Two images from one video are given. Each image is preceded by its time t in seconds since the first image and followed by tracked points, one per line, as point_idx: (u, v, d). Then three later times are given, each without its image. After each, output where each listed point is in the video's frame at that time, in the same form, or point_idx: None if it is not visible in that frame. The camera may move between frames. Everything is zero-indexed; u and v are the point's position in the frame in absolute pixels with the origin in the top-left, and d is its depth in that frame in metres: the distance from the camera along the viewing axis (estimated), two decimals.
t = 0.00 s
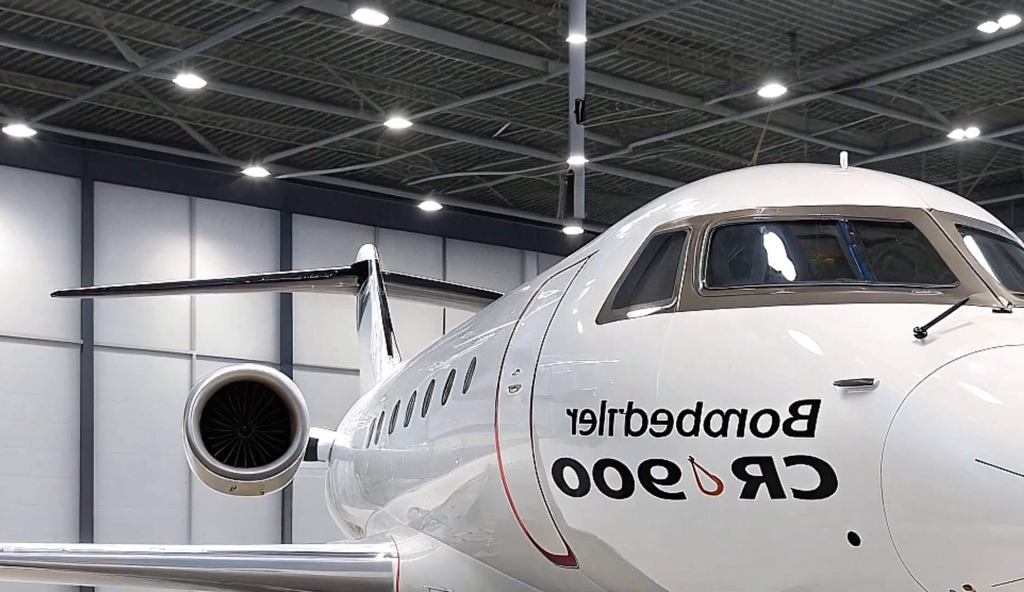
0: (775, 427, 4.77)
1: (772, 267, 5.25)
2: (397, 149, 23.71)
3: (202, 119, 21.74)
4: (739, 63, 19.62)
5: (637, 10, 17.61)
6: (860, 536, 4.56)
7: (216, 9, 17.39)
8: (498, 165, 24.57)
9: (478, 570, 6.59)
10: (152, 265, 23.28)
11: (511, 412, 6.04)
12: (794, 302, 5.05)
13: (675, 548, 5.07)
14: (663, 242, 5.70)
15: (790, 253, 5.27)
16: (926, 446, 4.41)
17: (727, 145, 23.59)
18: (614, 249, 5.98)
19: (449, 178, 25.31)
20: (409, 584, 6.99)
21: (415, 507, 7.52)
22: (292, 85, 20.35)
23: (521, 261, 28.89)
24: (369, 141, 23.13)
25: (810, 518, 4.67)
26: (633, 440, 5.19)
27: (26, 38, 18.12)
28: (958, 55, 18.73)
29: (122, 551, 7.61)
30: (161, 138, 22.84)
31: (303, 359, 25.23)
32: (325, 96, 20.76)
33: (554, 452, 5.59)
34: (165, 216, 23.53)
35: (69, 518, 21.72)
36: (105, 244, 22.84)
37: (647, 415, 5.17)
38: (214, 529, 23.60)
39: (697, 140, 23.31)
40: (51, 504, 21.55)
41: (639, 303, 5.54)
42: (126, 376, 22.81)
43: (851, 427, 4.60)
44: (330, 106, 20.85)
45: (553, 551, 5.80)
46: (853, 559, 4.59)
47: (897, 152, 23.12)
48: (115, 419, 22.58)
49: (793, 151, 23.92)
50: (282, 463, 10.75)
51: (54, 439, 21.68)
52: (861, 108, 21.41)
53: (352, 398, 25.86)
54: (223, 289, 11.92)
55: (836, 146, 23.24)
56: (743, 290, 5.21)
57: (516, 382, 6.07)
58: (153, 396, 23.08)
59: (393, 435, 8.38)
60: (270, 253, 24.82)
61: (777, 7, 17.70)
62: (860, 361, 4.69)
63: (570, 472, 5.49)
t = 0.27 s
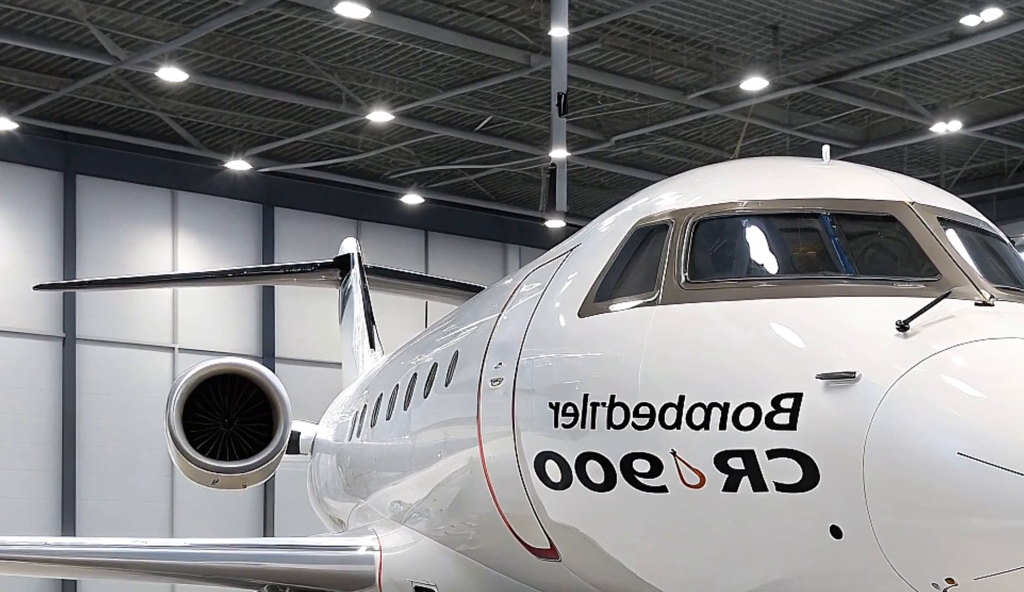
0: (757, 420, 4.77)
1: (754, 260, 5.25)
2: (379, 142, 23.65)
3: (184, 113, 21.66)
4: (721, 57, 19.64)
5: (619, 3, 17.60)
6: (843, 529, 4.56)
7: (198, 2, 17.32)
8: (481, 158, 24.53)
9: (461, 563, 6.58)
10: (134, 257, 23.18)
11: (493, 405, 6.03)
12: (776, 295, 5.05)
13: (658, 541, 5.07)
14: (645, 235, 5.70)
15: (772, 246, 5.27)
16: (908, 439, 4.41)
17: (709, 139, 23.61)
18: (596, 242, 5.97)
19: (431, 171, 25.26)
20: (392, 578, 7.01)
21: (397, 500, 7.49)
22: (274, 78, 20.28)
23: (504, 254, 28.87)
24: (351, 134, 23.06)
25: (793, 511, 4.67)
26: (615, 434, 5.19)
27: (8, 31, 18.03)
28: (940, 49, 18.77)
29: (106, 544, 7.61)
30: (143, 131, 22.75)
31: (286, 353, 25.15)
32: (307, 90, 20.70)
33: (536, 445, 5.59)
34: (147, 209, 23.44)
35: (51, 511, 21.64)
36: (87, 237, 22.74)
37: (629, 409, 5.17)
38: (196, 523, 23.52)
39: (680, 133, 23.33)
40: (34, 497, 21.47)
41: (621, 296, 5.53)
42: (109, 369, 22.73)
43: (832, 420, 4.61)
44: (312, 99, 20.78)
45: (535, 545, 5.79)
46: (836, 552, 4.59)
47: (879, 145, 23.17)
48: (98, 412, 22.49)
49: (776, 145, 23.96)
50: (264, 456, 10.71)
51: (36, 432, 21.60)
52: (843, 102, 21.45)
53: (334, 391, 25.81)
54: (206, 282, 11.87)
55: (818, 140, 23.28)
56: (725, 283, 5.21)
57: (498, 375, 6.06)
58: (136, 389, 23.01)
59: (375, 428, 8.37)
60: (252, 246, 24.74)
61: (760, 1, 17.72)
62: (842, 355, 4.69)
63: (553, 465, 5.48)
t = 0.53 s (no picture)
0: (739, 413, 4.76)
1: (736, 253, 5.25)
2: (362, 135, 23.59)
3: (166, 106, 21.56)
4: (703, 50, 19.65)
5: None
6: (825, 522, 4.56)
7: None
8: (463, 151, 24.49)
9: (442, 556, 6.58)
10: (115, 251, 23.12)
11: (475, 398, 6.01)
12: (758, 288, 5.05)
13: (641, 534, 5.07)
14: (627, 229, 5.69)
15: (754, 240, 5.27)
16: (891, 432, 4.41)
17: (691, 132, 23.63)
18: (579, 235, 5.97)
19: (413, 164, 25.21)
20: (374, 572, 7.04)
21: (379, 494, 7.46)
22: (256, 71, 20.21)
23: (486, 247, 28.84)
24: (334, 127, 23.00)
25: (775, 504, 4.67)
26: (597, 427, 5.18)
27: None
28: (922, 42, 18.81)
29: (89, 538, 7.59)
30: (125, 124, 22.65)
31: (268, 346, 25.08)
32: (290, 83, 20.62)
33: (518, 438, 5.58)
34: (129, 202, 23.35)
35: (33, 504, 21.55)
36: (68, 230, 22.65)
37: (611, 402, 5.16)
38: (179, 516, 23.45)
39: (662, 126, 23.34)
40: (16, 490, 21.37)
41: (604, 289, 5.52)
42: (91, 362, 22.65)
43: (815, 413, 4.60)
44: (294, 92, 20.71)
45: (517, 538, 5.79)
46: (819, 546, 4.59)
47: (861, 138, 23.22)
48: (80, 405, 22.41)
49: (757, 138, 23.99)
50: (246, 448, 10.68)
51: (19, 425, 21.51)
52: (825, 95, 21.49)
53: (316, 384, 25.75)
54: (188, 275, 11.82)
55: (800, 133, 23.32)
56: (707, 276, 5.21)
57: (480, 368, 6.05)
58: (118, 382, 22.92)
59: (357, 422, 8.35)
60: (234, 239, 24.65)
61: None
62: (823, 348, 4.69)
63: (535, 458, 5.47)
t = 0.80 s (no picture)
0: (721, 407, 4.76)
1: (718, 246, 5.25)
2: (344, 129, 23.52)
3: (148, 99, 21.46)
4: (685, 43, 19.67)
5: None
6: (807, 516, 4.57)
7: None
8: (446, 145, 24.45)
9: (424, 549, 6.57)
10: (96, 243, 23.04)
11: (457, 392, 6.00)
12: (740, 281, 5.05)
13: (623, 527, 5.07)
14: (609, 222, 5.68)
15: (736, 233, 5.27)
16: (873, 425, 4.42)
17: (674, 125, 23.64)
18: (561, 229, 5.96)
19: (395, 157, 25.16)
20: (356, 565, 7.05)
21: (360, 487, 7.44)
22: (238, 64, 20.14)
23: (468, 241, 28.81)
24: (316, 121, 22.93)
25: (757, 497, 4.67)
26: (580, 420, 5.17)
27: None
28: (904, 35, 18.85)
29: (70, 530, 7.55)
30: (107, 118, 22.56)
31: (250, 340, 25.00)
32: (272, 76, 20.55)
33: (500, 432, 5.57)
34: (111, 195, 23.26)
35: (15, 498, 21.43)
36: (50, 223, 22.54)
37: (594, 395, 5.15)
38: (161, 509, 23.35)
39: (644, 120, 23.35)
40: None
41: (586, 282, 5.52)
42: (74, 356, 22.55)
43: (797, 406, 4.60)
44: (277, 85, 20.64)
45: (499, 531, 5.78)
46: (801, 539, 4.60)
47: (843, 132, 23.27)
48: (62, 398, 22.31)
49: (740, 131, 24.02)
50: (228, 442, 10.64)
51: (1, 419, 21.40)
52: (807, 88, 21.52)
53: (298, 378, 25.69)
54: (170, 268, 11.77)
55: (783, 126, 23.35)
56: (689, 270, 5.21)
57: (463, 361, 6.04)
58: (100, 376, 22.83)
59: (339, 415, 8.33)
60: (217, 232, 24.57)
61: None
62: (806, 342, 4.69)
63: (517, 451, 5.47)
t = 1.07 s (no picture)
0: (703, 400, 4.76)
1: (700, 240, 5.25)
2: (326, 122, 23.45)
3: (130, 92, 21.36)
4: (667, 36, 19.68)
5: None
6: (789, 509, 4.57)
7: None
8: (428, 138, 24.41)
9: (406, 542, 6.56)
10: (78, 237, 22.96)
11: (439, 385, 5.99)
12: (723, 274, 5.05)
13: (605, 520, 5.07)
14: (592, 215, 5.68)
15: (718, 226, 5.26)
16: (855, 418, 4.42)
17: (656, 118, 23.65)
18: (543, 222, 5.95)
19: (377, 151, 25.11)
20: (339, 559, 7.02)
21: (343, 481, 7.42)
22: (221, 58, 20.06)
23: (450, 234, 28.78)
24: (298, 114, 22.86)
25: (739, 491, 4.68)
26: (562, 413, 5.17)
27: None
28: (886, 29, 18.90)
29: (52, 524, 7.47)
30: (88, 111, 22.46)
31: (232, 333, 24.92)
32: (254, 69, 20.48)
33: (482, 425, 5.56)
34: (94, 188, 23.19)
35: None
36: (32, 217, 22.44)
37: (576, 388, 5.15)
38: (144, 503, 23.27)
39: (626, 113, 23.36)
40: None
41: (568, 275, 5.51)
42: (56, 349, 22.46)
43: (779, 399, 4.60)
44: (259, 79, 20.57)
45: (482, 524, 5.77)
46: (783, 532, 4.60)
47: (825, 125, 23.32)
48: (44, 392, 22.23)
49: (722, 125, 24.05)
50: (211, 434, 10.61)
51: None
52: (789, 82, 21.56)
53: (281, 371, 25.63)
54: (153, 261, 11.71)
55: (765, 120, 23.39)
56: (671, 263, 5.20)
57: (444, 355, 6.03)
58: (83, 369, 22.74)
59: (321, 408, 8.30)
60: (199, 226, 24.50)
61: None
62: (788, 335, 4.69)
63: (499, 445, 5.46)
